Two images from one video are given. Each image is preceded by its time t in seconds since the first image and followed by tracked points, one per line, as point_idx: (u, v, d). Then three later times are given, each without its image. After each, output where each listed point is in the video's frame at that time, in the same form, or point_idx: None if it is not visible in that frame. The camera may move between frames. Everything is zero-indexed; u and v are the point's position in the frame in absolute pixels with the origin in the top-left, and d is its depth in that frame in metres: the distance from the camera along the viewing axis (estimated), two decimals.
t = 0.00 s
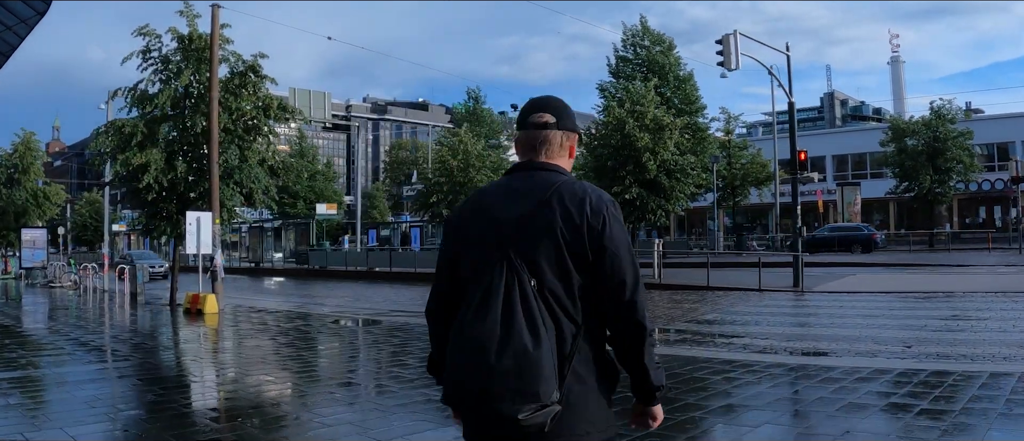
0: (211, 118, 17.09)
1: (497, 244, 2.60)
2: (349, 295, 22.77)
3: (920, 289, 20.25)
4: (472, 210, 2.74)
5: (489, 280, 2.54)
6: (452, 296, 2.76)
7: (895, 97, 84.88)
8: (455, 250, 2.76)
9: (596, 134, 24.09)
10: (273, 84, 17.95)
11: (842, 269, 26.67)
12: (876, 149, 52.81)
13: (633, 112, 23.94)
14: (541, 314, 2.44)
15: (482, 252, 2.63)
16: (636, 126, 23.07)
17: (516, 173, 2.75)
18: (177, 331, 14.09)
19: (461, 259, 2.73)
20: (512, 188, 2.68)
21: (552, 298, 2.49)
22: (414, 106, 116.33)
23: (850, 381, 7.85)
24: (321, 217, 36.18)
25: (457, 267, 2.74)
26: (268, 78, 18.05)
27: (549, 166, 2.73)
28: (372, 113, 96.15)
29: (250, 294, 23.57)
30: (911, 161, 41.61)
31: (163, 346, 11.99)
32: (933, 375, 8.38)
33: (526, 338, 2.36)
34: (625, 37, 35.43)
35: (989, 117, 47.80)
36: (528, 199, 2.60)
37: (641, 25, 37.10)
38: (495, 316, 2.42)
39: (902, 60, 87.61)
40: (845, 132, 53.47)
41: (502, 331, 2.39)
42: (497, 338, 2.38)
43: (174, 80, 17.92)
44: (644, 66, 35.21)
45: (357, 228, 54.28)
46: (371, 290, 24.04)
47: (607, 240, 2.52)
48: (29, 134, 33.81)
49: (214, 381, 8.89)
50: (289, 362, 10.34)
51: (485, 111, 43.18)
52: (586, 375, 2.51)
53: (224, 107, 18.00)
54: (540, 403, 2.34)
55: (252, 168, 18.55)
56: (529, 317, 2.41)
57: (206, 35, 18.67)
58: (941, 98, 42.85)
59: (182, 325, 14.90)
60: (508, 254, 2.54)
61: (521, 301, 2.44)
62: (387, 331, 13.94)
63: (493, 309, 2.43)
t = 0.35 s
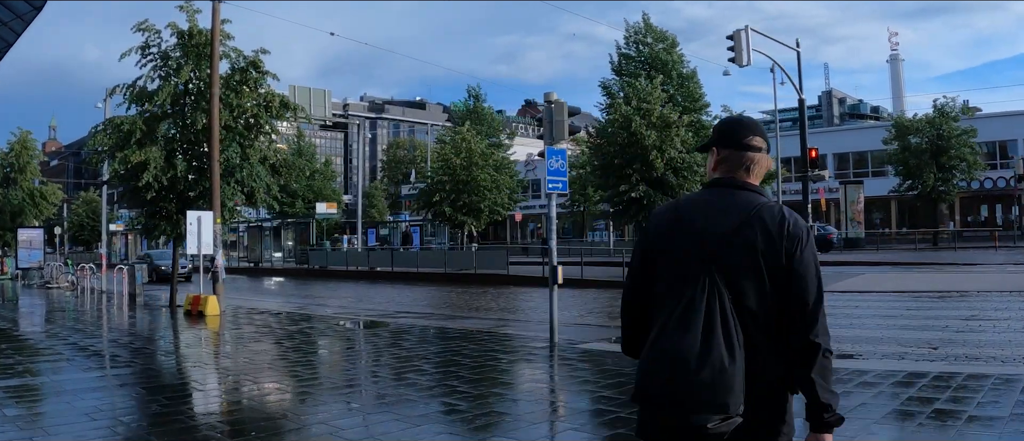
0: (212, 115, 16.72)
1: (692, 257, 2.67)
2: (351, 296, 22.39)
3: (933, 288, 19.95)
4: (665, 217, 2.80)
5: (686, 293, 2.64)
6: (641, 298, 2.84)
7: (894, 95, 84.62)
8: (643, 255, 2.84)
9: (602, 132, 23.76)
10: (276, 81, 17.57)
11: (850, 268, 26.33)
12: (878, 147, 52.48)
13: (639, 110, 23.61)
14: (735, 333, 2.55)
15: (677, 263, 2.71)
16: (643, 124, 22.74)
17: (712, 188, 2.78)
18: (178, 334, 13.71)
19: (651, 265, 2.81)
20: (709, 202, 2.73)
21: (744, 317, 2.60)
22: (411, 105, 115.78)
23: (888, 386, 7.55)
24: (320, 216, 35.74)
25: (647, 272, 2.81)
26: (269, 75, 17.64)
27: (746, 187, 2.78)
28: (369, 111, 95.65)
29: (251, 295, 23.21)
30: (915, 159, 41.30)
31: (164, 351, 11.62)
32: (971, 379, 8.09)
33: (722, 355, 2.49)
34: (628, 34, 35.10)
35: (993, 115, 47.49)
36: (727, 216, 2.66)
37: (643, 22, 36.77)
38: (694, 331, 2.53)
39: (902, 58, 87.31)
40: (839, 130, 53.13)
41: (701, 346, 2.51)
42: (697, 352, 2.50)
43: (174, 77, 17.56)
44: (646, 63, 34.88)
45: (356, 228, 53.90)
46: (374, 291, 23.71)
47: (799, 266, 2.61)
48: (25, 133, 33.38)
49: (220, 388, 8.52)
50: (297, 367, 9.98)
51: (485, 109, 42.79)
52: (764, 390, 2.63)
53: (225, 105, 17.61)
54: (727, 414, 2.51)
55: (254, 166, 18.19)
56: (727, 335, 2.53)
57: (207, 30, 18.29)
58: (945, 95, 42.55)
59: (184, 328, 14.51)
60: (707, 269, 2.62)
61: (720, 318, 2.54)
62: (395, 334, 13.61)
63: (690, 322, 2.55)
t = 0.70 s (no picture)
0: (208, 115, 16.36)
1: (850, 249, 2.71)
2: (350, 298, 22.04)
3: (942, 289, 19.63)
4: (812, 213, 2.84)
5: (849, 283, 2.68)
6: (788, 293, 2.86)
7: (891, 97, 84.66)
8: (789, 251, 2.86)
9: (603, 132, 23.43)
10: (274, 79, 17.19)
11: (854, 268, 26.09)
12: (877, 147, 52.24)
13: (642, 110, 23.28)
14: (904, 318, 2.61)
15: (830, 256, 2.74)
16: (645, 124, 22.40)
17: (852, 185, 2.84)
18: (174, 339, 13.35)
19: (798, 259, 2.84)
20: (857, 196, 2.78)
21: (909, 301, 2.65)
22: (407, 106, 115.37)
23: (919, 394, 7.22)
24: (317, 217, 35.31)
25: (793, 267, 2.84)
26: (267, 73, 17.24)
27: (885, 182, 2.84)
28: (364, 112, 95.20)
29: (247, 298, 22.82)
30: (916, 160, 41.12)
31: (161, 357, 11.26)
32: (1004, 385, 7.76)
33: (897, 338, 2.57)
34: (627, 34, 34.79)
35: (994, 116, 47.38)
36: (880, 210, 2.72)
37: (643, 22, 36.46)
38: (867, 318, 2.61)
39: (898, 60, 87.29)
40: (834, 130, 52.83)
41: (874, 331, 2.59)
42: (871, 337, 2.58)
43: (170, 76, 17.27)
44: (646, 63, 34.54)
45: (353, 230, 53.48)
46: (373, 293, 23.33)
47: (951, 251, 2.71)
48: (18, 134, 32.94)
49: (220, 398, 8.15)
50: (299, 372, 9.64)
51: (483, 110, 42.39)
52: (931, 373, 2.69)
53: (222, 104, 17.22)
54: (906, 391, 2.56)
55: (251, 166, 17.80)
56: (898, 319, 2.60)
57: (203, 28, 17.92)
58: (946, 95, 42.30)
59: (180, 333, 14.13)
60: (867, 259, 2.67)
61: (890, 304, 2.61)
62: (397, 338, 13.24)
63: (860, 309, 2.61)
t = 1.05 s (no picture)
0: (199, 114, 15.92)
1: (973, 252, 2.87)
2: (344, 301, 21.63)
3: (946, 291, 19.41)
4: (934, 220, 3.01)
5: (980, 282, 2.84)
6: (917, 301, 3.05)
7: (884, 99, 84.75)
8: (915, 259, 3.06)
9: (602, 132, 23.09)
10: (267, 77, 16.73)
11: (854, 269, 25.85)
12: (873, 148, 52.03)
13: (641, 109, 22.95)
14: None
15: (957, 258, 2.91)
16: (645, 123, 22.06)
17: (974, 189, 2.98)
18: (165, 345, 12.90)
19: (923, 266, 3.04)
20: (979, 200, 2.92)
21: None
22: (399, 107, 114.86)
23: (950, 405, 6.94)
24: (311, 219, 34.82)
25: (921, 278, 3.03)
26: (260, 71, 16.78)
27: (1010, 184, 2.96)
28: (356, 113, 94.67)
29: (240, 301, 22.36)
30: (913, 161, 41.01)
31: (152, 364, 10.81)
32: None
33: None
34: (623, 33, 34.49)
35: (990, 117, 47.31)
36: (1001, 210, 2.85)
37: (639, 21, 36.18)
38: (999, 314, 2.76)
39: (891, 61, 87.43)
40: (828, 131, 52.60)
41: (1004, 328, 2.74)
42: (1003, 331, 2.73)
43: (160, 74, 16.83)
44: (642, 62, 34.23)
45: (345, 231, 53.01)
46: (368, 296, 22.94)
47: None
48: (6, 134, 32.30)
49: (215, 408, 7.73)
50: (298, 379, 9.23)
51: (478, 110, 41.97)
52: None
53: (213, 103, 16.77)
54: None
55: (244, 167, 17.35)
56: None
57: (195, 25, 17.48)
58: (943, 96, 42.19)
59: (172, 338, 13.68)
60: (996, 261, 2.82)
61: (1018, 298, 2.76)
62: (396, 343, 12.85)
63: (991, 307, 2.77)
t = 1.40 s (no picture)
0: (193, 113, 15.51)
1: None
2: (341, 303, 21.24)
3: (952, 290, 19.18)
4: None
5: None
6: None
7: (878, 100, 84.76)
8: None
9: (602, 130, 22.76)
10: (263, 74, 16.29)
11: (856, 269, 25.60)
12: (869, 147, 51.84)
13: (642, 107, 22.63)
14: None
15: None
16: (646, 122, 21.74)
17: None
18: (158, 350, 12.49)
19: None
20: None
21: None
22: (391, 108, 114.26)
23: (989, 411, 6.67)
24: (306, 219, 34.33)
25: None
26: (255, 68, 16.37)
27: None
28: (348, 114, 94.13)
29: (234, 304, 21.92)
30: (911, 160, 40.88)
31: (146, 370, 10.40)
32: None
33: None
34: (621, 32, 34.23)
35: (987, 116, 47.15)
36: None
37: (636, 20, 35.92)
38: None
39: (885, 61, 87.49)
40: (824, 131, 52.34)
41: None
42: None
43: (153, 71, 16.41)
44: (639, 61, 33.95)
45: (339, 232, 52.54)
46: (365, 298, 22.54)
47: None
48: None
49: (215, 416, 7.34)
50: (299, 385, 8.85)
51: (473, 110, 41.59)
52: None
53: (207, 100, 16.34)
54: None
55: (239, 165, 16.92)
56: None
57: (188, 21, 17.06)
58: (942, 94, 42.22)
59: (166, 342, 13.26)
60: None
61: None
62: (398, 345, 12.48)
63: None
